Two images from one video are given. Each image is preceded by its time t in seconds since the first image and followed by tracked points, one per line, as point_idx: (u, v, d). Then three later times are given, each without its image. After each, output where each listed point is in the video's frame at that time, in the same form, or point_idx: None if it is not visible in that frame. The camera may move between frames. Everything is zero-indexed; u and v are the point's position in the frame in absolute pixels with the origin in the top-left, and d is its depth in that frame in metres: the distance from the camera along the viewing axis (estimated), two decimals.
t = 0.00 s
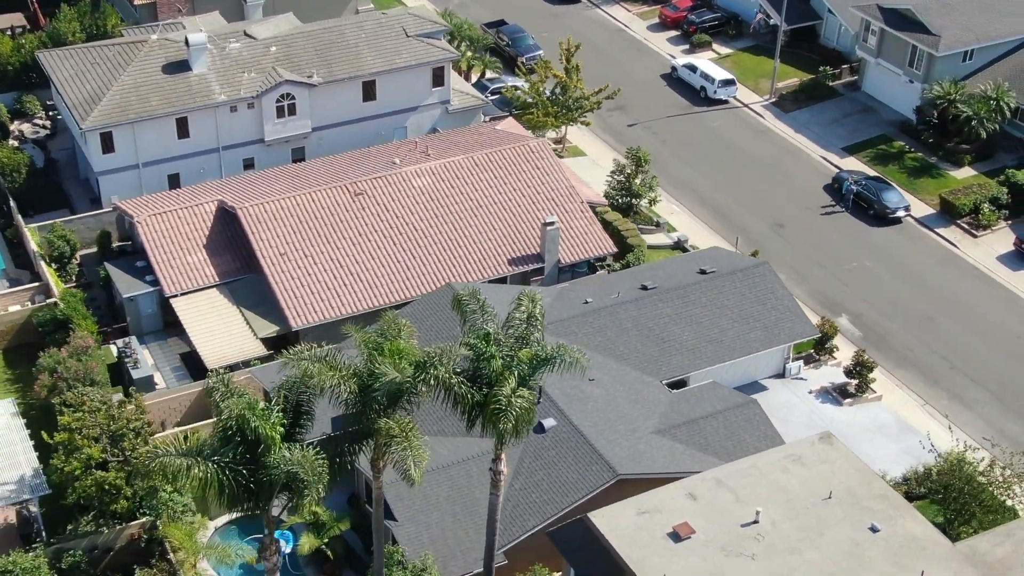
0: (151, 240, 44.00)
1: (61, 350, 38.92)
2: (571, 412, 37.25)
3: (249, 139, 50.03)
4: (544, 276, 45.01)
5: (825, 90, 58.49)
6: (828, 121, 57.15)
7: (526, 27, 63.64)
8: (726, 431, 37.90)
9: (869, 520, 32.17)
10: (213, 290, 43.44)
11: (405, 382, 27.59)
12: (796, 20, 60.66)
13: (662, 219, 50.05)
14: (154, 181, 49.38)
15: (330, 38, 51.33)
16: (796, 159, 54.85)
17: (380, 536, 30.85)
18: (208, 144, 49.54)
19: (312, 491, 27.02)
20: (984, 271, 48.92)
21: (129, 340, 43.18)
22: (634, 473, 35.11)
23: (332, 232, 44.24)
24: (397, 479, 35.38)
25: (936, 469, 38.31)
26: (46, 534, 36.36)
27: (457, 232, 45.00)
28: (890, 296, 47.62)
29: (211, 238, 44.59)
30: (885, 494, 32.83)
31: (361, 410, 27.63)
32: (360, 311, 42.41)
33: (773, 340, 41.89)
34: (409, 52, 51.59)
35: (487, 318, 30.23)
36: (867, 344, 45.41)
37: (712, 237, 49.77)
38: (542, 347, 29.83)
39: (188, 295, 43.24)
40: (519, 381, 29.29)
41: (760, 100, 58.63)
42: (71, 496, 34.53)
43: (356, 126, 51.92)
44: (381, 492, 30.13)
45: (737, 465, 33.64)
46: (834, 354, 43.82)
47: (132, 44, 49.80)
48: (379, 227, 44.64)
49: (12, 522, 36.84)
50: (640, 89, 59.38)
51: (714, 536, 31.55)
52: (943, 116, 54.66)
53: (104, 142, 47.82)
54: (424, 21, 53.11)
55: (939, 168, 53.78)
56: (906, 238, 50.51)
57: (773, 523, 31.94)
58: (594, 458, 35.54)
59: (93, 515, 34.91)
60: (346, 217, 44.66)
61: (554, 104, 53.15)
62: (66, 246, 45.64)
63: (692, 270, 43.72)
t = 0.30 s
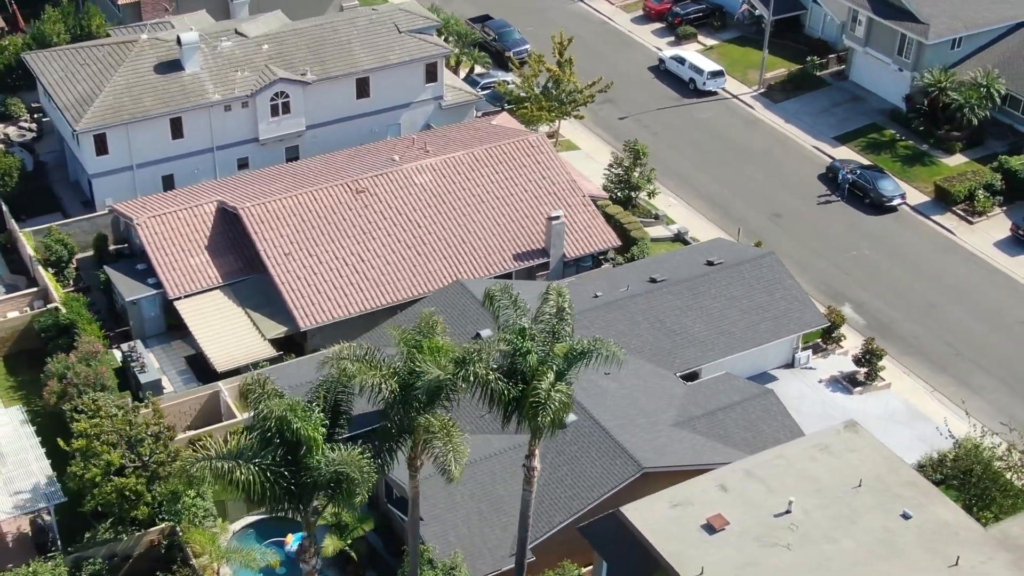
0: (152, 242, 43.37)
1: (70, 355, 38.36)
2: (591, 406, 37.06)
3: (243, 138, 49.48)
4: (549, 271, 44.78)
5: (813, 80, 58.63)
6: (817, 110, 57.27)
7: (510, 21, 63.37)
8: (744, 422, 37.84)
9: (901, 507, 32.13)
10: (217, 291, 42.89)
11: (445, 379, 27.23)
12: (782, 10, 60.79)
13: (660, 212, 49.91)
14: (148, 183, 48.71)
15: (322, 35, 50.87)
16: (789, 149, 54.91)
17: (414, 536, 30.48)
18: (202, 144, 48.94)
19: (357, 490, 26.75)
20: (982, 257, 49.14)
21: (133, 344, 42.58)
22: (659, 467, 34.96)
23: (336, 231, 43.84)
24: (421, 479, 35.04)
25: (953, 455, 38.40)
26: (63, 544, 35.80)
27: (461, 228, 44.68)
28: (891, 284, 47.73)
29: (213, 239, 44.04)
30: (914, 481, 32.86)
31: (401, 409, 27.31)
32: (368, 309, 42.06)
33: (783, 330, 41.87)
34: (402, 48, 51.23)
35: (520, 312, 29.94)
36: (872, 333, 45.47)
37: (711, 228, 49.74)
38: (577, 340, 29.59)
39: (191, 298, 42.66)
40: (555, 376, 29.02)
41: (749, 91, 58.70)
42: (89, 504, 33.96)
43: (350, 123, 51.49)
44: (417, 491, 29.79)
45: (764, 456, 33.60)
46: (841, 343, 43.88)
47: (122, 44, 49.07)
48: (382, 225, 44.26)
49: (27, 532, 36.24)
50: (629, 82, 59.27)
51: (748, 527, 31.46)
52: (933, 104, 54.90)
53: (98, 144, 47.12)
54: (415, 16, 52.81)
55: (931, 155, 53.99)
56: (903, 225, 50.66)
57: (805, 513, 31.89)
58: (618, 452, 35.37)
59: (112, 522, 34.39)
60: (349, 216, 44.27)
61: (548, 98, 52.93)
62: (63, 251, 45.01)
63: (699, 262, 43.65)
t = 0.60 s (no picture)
0: (153, 244, 42.78)
1: (79, 361, 37.68)
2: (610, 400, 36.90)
3: (237, 138, 48.92)
4: (554, 266, 44.61)
5: (800, 70, 58.77)
6: (806, 100, 57.39)
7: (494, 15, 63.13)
8: (762, 412, 37.81)
9: (930, 494, 32.19)
10: (221, 293, 42.38)
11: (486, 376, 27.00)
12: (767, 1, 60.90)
13: (658, 204, 49.82)
14: (141, 184, 48.06)
15: (314, 32, 50.38)
16: (781, 139, 54.97)
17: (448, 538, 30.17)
18: (196, 144, 48.34)
19: (403, 491, 26.46)
20: (979, 244, 49.42)
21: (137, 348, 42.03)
22: (683, 460, 34.85)
23: (339, 230, 43.44)
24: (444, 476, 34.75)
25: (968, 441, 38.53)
26: (79, 553, 35.16)
27: (464, 224, 44.38)
28: (891, 272, 47.89)
29: (214, 240, 43.51)
30: (941, 468, 32.93)
31: (442, 408, 27.00)
32: (375, 308, 41.72)
33: (793, 319, 41.87)
34: (394, 43, 50.84)
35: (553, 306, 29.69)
36: (876, 321, 45.59)
37: (708, 220, 49.69)
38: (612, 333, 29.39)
39: (195, 301, 42.12)
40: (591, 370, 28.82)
41: (737, 82, 58.74)
42: (110, 511, 33.42)
43: (343, 121, 51.05)
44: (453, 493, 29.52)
45: (790, 446, 33.59)
46: (847, 332, 43.98)
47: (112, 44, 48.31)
48: (385, 222, 43.90)
49: (42, 541, 35.64)
50: (617, 75, 59.16)
51: (780, 518, 31.41)
52: (922, 92, 55.16)
53: (90, 145, 46.42)
54: (406, 11, 52.47)
55: (921, 143, 54.24)
56: (899, 213, 50.86)
57: (837, 502, 31.88)
58: (641, 446, 35.24)
59: (131, 529, 33.97)
60: (351, 214, 43.88)
61: (540, 92, 52.72)
62: (60, 254, 44.27)
63: (706, 254, 43.59)
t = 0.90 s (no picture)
0: (155, 247, 42.19)
1: (89, 366, 37.23)
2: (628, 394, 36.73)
3: (230, 138, 48.38)
4: (558, 261, 44.42)
5: (786, 61, 58.92)
6: (794, 90, 57.52)
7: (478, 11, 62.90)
8: (778, 402, 37.75)
9: (959, 480, 32.24)
10: (225, 295, 41.87)
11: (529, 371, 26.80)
12: None
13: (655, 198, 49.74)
14: (135, 186, 47.41)
15: (305, 29, 49.92)
16: (772, 130, 55.03)
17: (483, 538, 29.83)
18: (190, 145, 47.75)
19: (449, 491, 26.18)
20: (975, 230, 49.64)
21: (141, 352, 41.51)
22: (706, 452, 34.75)
23: (342, 229, 43.04)
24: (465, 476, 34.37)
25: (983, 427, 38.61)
26: (99, 562, 34.63)
27: (467, 220, 44.07)
28: (891, 260, 48.00)
29: (216, 241, 42.98)
30: (967, 454, 33.02)
31: (484, 405, 26.74)
32: (382, 307, 41.35)
33: (801, 309, 41.89)
34: (386, 40, 50.48)
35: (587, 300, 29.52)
36: (879, 309, 45.68)
37: (705, 212, 49.63)
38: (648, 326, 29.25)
39: (199, 303, 41.59)
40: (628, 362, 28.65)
41: (724, 73, 58.80)
42: (131, 517, 32.89)
43: (336, 118, 50.63)
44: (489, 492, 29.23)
45: (816, 436, 33.58)
46: (853, 321, 44.06)
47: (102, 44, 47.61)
48: (388, 220, 43.54)
49: (59, 550, 34.86)
50: (604, 68, 59.05)
51: (812, 508, 31.37)
52: (911, 81, 55.42)
53: (84, 148, 45.73)
54: (397, 7, 52.19)
55: (912, 131, 54.46)
56: (893, 201, 51.02)
57: (867, 491, 31.88)
58: (663, 440, 35.12)
59: (152, 535, 33.57)
60: (354, 212, 43.48)
61: (533, 86, 52.49)
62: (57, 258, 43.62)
63: (711, 246, 43.55)
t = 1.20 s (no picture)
0: (157, 248, 41.61)
1: (100, 371, 36.63)
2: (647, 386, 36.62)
3: (224, 137, 47.83)
4: (562, 255, 44.24)
5: (772, 51, 59.06)
6: (781, 79, 57.66)
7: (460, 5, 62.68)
8: (796, 391, 37.75)
9: (986, 464, 32.37)
10: (230, 296, 41.36)
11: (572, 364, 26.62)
12: None
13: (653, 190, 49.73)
14: (129, 187, 46.75)
15: (297, 26, 49.42)
16: (762, 120, 55.10)
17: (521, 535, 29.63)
18: (184, 145, 47.16)
19: (495, 487, 25.92)
20: (970, 216, 49.91)
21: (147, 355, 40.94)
22: (730, 442, 34.69)
23: (346, 226, 42.64)
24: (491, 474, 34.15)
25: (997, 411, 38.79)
26: (118, 570, 34.14)
27: (471, 215, 43.79)
28: (889, 247, 48.17)
29: (218, 241, 42.45)
30: (993, 439, 33.18)
31: (527, 399, 26.54)
32: (390, 304, 40.98)
33: (809, 298, 41.97)
34: (378, 36, 50.11)
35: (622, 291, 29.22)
36: (881, 296, 45.83)
37: (702, 203, 49.59)
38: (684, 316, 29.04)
39: (204, 305, 41.06)
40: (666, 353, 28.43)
41: (710, 64, 58.85)
42: (155, 523, 32.48)
43: (329, 116, 50.18)
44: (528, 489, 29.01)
45: (842, 424, 33.64)
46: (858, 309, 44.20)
47: (92, 44, 46.88)
48: (392, 217, 43.17)
49: (76, 559, 34.18)
50: (591, 60, 58.94)
51: (845, 495, 31.38)
52: (898, 68, 55.69)
53: (79, 150, 45.03)
54: (386, 3, 51.87)
55: (901, 119, 54.70)
56: (887, 189, 51.23)
57: (897, 477, 31.94)
58: (687, 431, 35.04)
59: (174, 541, 33.14)
60: (357, 209, 43.10)
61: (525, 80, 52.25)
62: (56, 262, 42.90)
63: (716, 236, 43.54)
